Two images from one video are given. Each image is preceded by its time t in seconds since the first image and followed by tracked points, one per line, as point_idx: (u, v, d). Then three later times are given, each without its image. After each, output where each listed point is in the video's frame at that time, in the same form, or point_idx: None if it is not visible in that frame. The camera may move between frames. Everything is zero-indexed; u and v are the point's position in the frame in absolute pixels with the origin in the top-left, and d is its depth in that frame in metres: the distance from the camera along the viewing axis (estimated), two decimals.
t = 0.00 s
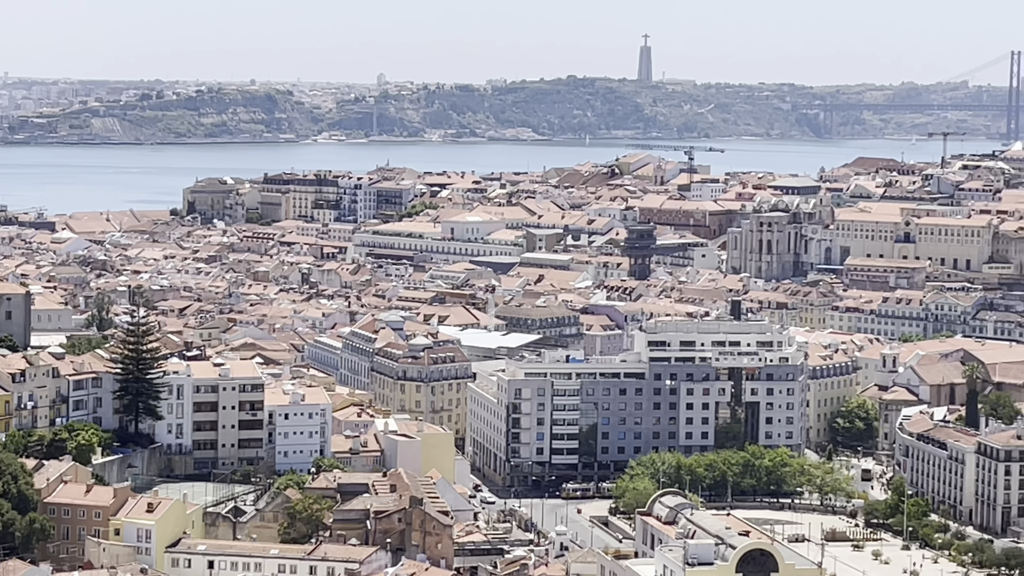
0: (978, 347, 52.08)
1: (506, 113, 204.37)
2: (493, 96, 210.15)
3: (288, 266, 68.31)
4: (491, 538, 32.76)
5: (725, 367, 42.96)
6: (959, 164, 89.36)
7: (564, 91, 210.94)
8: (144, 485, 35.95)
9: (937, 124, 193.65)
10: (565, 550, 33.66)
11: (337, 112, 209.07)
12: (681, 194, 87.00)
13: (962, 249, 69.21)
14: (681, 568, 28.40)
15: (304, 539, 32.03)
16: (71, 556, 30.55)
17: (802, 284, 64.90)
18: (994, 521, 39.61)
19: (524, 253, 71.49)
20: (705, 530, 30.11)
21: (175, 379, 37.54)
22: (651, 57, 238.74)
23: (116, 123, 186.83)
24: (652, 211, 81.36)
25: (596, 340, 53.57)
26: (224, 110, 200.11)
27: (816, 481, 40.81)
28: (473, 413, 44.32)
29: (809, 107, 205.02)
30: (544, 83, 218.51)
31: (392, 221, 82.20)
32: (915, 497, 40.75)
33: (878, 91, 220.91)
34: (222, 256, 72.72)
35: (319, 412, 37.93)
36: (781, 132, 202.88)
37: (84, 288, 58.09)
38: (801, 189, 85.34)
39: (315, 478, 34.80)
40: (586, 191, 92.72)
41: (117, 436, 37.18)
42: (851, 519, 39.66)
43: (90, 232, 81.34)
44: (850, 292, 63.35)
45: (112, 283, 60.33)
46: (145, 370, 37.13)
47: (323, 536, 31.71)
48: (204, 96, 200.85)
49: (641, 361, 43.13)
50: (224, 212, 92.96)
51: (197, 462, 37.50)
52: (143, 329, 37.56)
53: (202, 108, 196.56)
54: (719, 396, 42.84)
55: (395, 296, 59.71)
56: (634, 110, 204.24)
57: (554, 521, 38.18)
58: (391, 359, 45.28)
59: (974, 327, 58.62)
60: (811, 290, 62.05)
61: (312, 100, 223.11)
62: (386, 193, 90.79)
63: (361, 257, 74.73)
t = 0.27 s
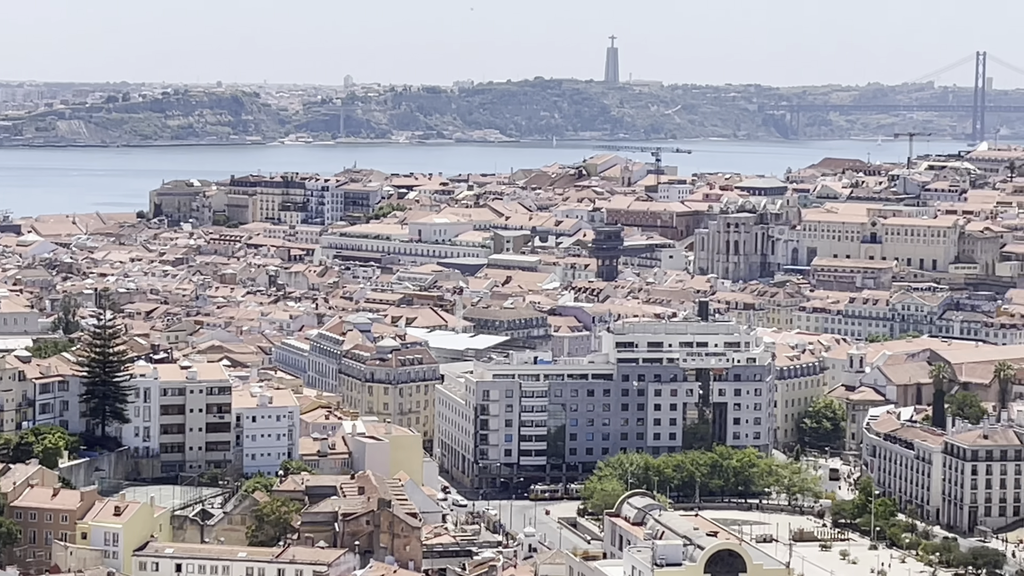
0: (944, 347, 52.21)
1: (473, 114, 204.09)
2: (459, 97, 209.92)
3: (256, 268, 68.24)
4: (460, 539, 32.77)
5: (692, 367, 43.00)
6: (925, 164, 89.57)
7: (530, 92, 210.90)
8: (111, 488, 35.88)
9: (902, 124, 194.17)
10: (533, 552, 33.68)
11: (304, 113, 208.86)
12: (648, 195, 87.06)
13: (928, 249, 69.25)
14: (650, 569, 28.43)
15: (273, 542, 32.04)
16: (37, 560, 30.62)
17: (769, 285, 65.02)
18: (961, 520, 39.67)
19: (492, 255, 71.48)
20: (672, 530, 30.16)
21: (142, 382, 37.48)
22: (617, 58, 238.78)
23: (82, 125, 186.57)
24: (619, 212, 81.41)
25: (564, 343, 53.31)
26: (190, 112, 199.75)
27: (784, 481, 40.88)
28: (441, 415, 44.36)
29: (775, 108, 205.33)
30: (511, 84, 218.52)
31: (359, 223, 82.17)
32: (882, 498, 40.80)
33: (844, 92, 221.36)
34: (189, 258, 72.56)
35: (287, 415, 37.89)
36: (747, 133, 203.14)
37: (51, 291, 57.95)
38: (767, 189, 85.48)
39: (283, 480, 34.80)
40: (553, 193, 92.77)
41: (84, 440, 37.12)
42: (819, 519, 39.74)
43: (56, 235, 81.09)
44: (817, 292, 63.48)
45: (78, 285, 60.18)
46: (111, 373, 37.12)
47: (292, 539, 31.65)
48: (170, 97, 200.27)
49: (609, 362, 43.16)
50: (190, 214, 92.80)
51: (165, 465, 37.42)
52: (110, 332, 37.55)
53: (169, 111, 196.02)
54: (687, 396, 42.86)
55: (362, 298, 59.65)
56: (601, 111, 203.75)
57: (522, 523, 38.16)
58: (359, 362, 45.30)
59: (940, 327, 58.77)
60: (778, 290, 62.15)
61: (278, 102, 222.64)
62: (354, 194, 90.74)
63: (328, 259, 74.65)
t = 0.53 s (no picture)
0: (909, 348, 52.37)
1: (439, 116, 203.96)
2: (425, 99, 209.82)
3: (221, 270, 68.11)
4: (426, 542, 32.74)
5: (659, 369, 43.04)
6: (889, 165, 89.85)
7: (496, 95, 210.86)
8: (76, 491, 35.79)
9: (867, 126, 194.81)
10: (500, 553, 33.64)
11: (270, 116, 208.58)
12: (613, 197, 87.16)
13: (893, 251, 69.55)
14: (617, 570, 28.44)
15: (239, 545, 31.93)
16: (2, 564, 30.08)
17: (735, 286, 65.15)
18: (926, 521, 39.86)
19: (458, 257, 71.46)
20: (640, 532, 30.17)
21: (107, 385, 37.47)
22: (583, 60, 239.00)
23: (46, 128, 186.35)
24: (585, 214, 81.44)
25: (529, 344, 53.58)
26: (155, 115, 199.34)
27: (749, 482, 40.91)
28: (407, 417, 44.30)
29: (740, 110, 205.78)
30: (477, 86, 218.47)
31: (325, 225, 82.10)
32: (848, 498, 40.93)
33: (808, 94, 221.96)
34: (154, 261, 72.39)
35: (252, 418, 37.67)
36: (712, 135, 203.47)
37: (15, 295, 57.77)
38: (732, 191, 85.62)
39: (249, 483, 34.72)
40: (519, 194, 92.82)
41: (50, 443, 37.04)
42: (785, 520, 39.84)
43: (21, 238, 80.85)
44: (782, 293, 63.61)
45: (43, 289, 60.00)
46: (77, 376, 37.08)
47: (258, 542, 31.48)
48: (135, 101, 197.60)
49: (575, 363, 43.16)
50: (156, 217, 92.62)
51: (130, 468, 37.29)
52: (74, 336, 37.50)
53: (134, 113, 195.56)
54: (653, 398, 42.92)
55: (328, 300, 59.59)
56: (566, 113, 205.24)
57: (488, 525, 38.14)
58: (325, 364, 45.27)
59: (905, 328, 58.94)
60: (744, 292, 62.25)
61: (244, 104, 222.21)
62: (319, 197, 90.65)
63: (294, 262, 74.57)
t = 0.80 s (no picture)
0: (870, 349, 52.56)
1: (400, 117, 203.78)
2: (387, 101, 209.48)
3: (182, 272, 67.95)
4: (389, 544, 32.73)
5: (621, 370, 43.05)
6: (850, 167, 90.14)
7: (457, 96, 210.78)
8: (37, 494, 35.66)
9: (828, 128, 195.40)
10: (462, 556, 33.63)
11: (231, 117, 208.19)
12: (575, 199, 87.23)
13: (853, 252, 69.85)
14: (579, 571, 28.42)
15: (201, 549, 31.79)
16: None
17: (697, 287, 65.28)
18: (887, 521, 39.94)
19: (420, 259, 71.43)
20: (602, 534, 30.19)
21: (67, 389, 37.26)
22: (544, 62, 239.12)
23: (6, 130, 186.08)
24: (547, 215, 81.47)
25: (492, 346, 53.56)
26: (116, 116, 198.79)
27: (711, 483, 40.97)
28: (369, 419, 44.21)
29: (701, 111, 206.18)
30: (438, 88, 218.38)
31: (286, 227, 81.98)
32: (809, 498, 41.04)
33: (769, 95, 222.47)
34: (114, 263, 72.16)
35: (214, 421, 37.72)
36: (673, 136, 203.76)
37: None
38: (694, 193, 85.75)
39: (211, 486, 34.62)
40: (481, 196, 92.83)
41: (10, 446, 36.84)
42: (747, 521, 39.92)
43: None
44: (744, 294, 63.75)
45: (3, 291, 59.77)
46: (37, 379, 36.87)
47: (220, 546, 31.41)
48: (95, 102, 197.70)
49: (537, 365, 43.15)
50: (117, 219, 92.52)
51: (91, 471, 37.24)
52: (33, 338, 37.32)
53: (94, 115, 194.93)
54: (615, 400, 42.95)
55: (290, 302, 59.48)
56: (528, 115, 205.66)
57: (450, 527, 38.13)
58: (287, 367, 45.22)
59: (866, 329, 59.11)
60: (705, 293, 62.33)
61: (205, 106, 221.65)
62: (281, 199, 90.53)
63: (255, 264, 74.44)
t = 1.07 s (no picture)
0: (827, 349, 52.69)
1: (358, 119, 203.39)
2: (344, 102, 209.11)
3: (138, 275, 67.73)
4: (346, 546, 32.69)
5: (579, 371, 43.02)
6: (807, 168, 90.38)
7: (415, 98, 210.68)
8: None
9: (784, 130, 195.96)
10: (420, 557, 33.57)
11: (188, 119, 207.61)
12: (532, 200, 87.25)
13: (810, 253, 70.08)
14: (537, 573, 28.52)
15: (157, 551, 31.78)
16: None
17: (654, 288, 65.39)
18: (844, 522, 40.03)
19: (377, 261, 71.38)
20: (560, 535, 30.22)
21: (23, 391, 37.10)
22: (502, 63, 239.13)
23: None
24: (504, 217, 81.48)
25: (450, 347, 53.59)
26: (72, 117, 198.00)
27: (669, 484, 41.05)
28: (326, 421, 44.16)
29: (659, 113, 206.59)
30: (396, 90, 218.09)
31: (243, 229, 81.81)
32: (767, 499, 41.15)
33: (726, 96, 222.98)
34: (70, 265, 71.90)
35: (170, 423, 37.46)
36: (631, 137, 203.97)
37: None
38: (651, 195, 85.88)
39: (167, 488, 34.56)
40: (438, 197, 92.73)
41: None
42: (705, 522, 39.98)
43: None
44: (701, 295, 63.87)
45: None
46: None
47: (177, 548, 31.36)
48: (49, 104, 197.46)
49: (495, 366, 43.10)
50: (72, 220, 92.14)
51: (47, 474, 37.27)
52: None
53: (49, 117, 194.24)
54: (573, 401, 42.96)
55: (248, 304, 59.36)
56: (485, 116, 205.52)
57: (409, 529, 38.09)
58: (244, 368, 45.12)
59: (823, 330, 59.28)
60: (663, 294, 62.41)
61: (161, 108, 221.02)
62: (238, 201, 90.31)
63: (212, 266, 74.28)
